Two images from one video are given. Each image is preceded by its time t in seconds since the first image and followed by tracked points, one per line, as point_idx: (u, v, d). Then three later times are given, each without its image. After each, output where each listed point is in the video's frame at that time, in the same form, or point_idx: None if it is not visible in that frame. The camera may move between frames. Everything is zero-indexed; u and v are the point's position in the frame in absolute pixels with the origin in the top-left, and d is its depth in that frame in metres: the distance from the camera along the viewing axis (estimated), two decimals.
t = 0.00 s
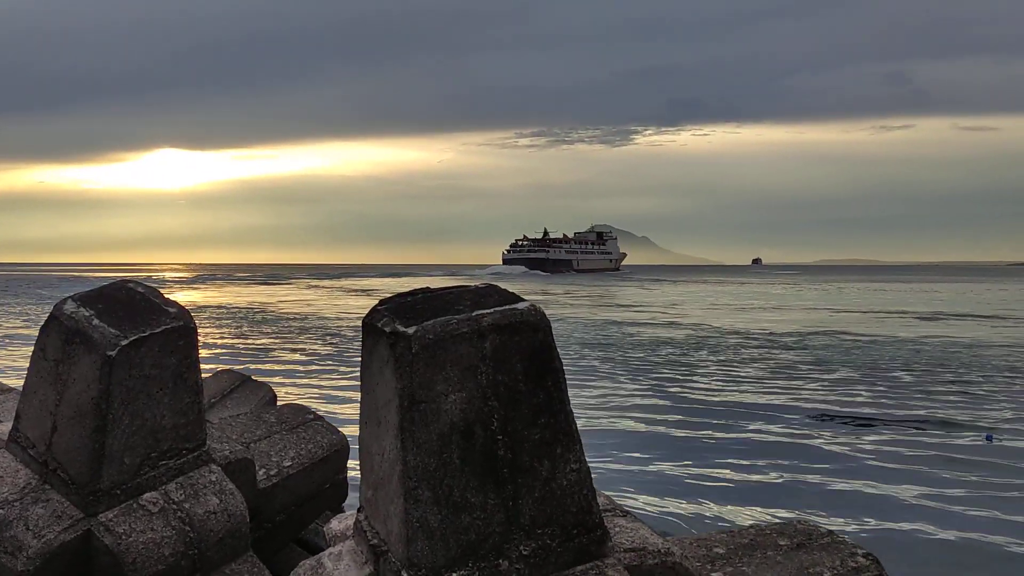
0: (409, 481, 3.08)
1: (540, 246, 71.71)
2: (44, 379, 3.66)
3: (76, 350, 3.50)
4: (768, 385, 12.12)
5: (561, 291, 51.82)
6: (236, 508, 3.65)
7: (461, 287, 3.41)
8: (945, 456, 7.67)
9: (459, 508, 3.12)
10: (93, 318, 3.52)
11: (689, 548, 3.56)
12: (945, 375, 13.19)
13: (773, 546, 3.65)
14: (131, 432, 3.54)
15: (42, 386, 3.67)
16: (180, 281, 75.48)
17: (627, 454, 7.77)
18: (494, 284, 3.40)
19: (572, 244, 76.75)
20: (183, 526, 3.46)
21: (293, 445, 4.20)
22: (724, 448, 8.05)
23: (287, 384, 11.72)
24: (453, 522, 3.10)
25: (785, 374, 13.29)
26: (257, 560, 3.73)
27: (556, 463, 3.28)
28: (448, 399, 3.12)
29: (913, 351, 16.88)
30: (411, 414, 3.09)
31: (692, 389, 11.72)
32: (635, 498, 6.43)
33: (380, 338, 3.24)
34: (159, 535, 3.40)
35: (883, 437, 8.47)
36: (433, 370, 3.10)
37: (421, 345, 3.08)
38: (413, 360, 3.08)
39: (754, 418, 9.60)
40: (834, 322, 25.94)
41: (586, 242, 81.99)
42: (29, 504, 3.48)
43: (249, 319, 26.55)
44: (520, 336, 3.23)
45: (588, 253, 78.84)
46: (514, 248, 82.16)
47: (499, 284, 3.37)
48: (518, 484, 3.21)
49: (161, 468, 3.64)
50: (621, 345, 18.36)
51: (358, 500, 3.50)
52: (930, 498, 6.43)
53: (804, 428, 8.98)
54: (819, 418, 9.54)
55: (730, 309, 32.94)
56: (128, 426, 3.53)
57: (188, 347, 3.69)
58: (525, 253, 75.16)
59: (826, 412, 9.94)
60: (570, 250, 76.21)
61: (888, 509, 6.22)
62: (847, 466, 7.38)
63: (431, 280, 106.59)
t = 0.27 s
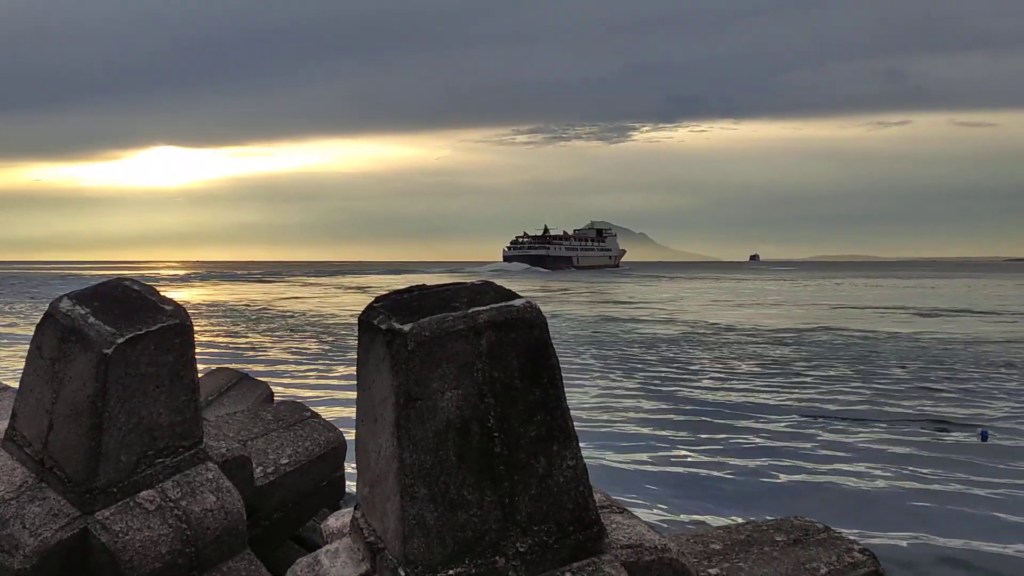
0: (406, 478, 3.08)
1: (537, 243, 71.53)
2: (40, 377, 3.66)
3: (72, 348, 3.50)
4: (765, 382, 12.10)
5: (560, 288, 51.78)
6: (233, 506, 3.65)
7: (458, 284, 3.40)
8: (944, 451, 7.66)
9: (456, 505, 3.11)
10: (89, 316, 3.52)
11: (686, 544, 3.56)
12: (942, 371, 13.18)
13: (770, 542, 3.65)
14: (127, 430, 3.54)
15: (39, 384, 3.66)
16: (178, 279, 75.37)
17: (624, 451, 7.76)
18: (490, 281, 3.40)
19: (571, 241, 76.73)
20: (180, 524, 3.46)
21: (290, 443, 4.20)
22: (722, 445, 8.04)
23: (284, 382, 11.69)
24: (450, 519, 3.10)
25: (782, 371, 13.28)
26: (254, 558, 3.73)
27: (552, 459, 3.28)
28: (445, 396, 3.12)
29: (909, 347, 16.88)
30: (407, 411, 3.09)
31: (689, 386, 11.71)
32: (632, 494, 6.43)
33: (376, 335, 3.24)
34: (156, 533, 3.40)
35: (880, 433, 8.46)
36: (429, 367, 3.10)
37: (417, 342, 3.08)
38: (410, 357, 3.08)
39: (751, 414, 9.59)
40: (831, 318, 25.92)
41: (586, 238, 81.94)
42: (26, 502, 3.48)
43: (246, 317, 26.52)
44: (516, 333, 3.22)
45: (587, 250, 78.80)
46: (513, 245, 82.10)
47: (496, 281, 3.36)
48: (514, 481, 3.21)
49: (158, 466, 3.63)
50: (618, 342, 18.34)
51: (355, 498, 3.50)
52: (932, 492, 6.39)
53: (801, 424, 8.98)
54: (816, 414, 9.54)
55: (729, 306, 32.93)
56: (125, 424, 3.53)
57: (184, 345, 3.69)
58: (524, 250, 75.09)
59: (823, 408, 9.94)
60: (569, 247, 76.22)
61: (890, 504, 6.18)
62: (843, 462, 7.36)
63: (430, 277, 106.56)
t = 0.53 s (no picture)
0: (398, 477, 3.08)
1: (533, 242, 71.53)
2: (31, 376, 3.65)
3: (64, 348, 3.49)
4: (759, 381, 12.11)
5: (555, 287, 51.80)
6: (226, 505, 3.64)
7: (449, 283, 3.40)
8: (937, 450, 7.68)
9: (448, 504, 3.12)
10: (80, 315, 3.51)
11: (678, 543, 3.56)
12: (935, 370, 13.22)
13: (762, 540, 3.66)
14: (118, 430, 3.53)
15: (30, 384, 3.65)
16: (174, 278, 75.16)
17: (618, 450, 7.76)
18: (482, 280, 3.40)
19: (566, 240, 76.76)
20: (172, 524, 3.45)
21: (282, 442, 4.19)
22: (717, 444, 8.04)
23: (277, 381, 11.66)
24: (442, 518, 3.10)
25: (776, 370, 13.30)
26: (246, 557, 3.72)
27: (544, 458, 3.28)
28: (437, 395, 3.12)
29: (903, 346, 16.92)
30: (399, 410, 3.09)
31: (684, 385, 11.71)
32: (625, 493, 6.43)
33: (367, 335, 3.24)
34: (148, 532, 3.39)
35: (873, 432, 8.48)
36: (421, 367, 3.10)
37: (409, 341, 3.08)
38: (401, 356, 3.08)
39: (745, 413, 9.59)
40: (826, 317, 25.96)
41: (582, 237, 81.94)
42: (17, 502, 3.47)
43: (240, 317, 26.44)
44: (507, 332, 3.22)
45: (583, 249, 78.81)
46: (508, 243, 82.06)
47: (488, 280, 3.36)
48: (506, 480, 3.21)
49: (150, 465, 3.63)
50: (613, 341, 18.35)
51: (347, 497, 3.50)
52: (929, 493, 6.38)
53: (795, 423, 8.99)
54: (810, 413, 9.55)
55: (724, 304, 32.98)
56: (116, 424, 3.52)
57: (176, 344, 3.68)
58: (519, 249, 75.04)
59: (817, 407, 9.95)
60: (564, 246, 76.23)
61: (886, 504, 6.16)
62: (837, 461, 7.37)
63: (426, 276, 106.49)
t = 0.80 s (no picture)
0: (390, 474, 3.08)
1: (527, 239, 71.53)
2: (22, 374, 3.64)
3: (54, 345, 3.48)
4: (752, 378, 12.13)
5: (550, 284, 51.83)
6: (218, 503, 3.63)
7: (441, 280, 3.40)
8: (930, 447, 7.70)
9: (440, 501, 3.12)
10: (71, 313, 3.50)
11: (670, 539, 3.57)
12: (927, 367, 13.28)
13: (754, 536, 3.67)
14: (109, 428, 3.52)
15: (20, 381, 3.64)
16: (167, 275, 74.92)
17: (611, 447, 7.77)
18: (475, 277, 3.40)
19: (561, 238, 76.79)
20: (163, 521, 3.44)
21: (274, 439, 4.19)
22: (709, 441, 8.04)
23: (269, 379, 11.62)
24: (434, 516, 3.10)
25: (769, 367, 13.33)
26: (239, 555, 3.72)
27: (537, 455, 3.28)
28: (429, 393, 3.12)
29: (895, 342, 17.00)
30: (391, 407, 3.09)
31: (677, 382, 11.71)
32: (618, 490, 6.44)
33: (359, 332, 3.24)
34: (140, 530, 3.38)
35: (865, 429, 8.51)
36: (413, 364, 3.10)
37: (401, 339, 3.08)
38: (393, 353, 3.08)
39: (738, 410, 9.60)
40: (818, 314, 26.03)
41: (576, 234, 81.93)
42: (8, 500, 3.46)
43: (233, 314, 26.37)
44: (500, 329, 3.22)
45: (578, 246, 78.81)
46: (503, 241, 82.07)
47: (480, 277, 3.36)
48: (498, 477, 3.21)
49: (141, 463, 3.61)
50: (606, 338, 18.38)
51: (340, 494, 3.49)
52: (924, 491, 6.37)
53: (787, 420, 9.02)
54: (803, 410, 9.58)
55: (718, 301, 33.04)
56: (108, 421, 3.51)
57: (168, 341, 3.67)
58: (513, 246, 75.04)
59: (809, 403, 9.98)
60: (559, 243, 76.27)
61: (881, 502, 6.14)
62: (830, 457, 7.39)
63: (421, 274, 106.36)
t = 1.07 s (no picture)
0: (381, 474, 3.08)
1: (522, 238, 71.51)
2: (11, 374, 3.62)
3: (44, 345, 3.47)
4: (744, 377, 12.12)
5: (544, 283, 51.79)
6: (208, 503, 3.62)
7: (432, 279, 3.39)
8: (923, 446, 7.71)
9: (431, 501, 3.11)
10: (61, 312, 3.49)
11: (661, 538, 3.57)
12: (917, 365, 13.30)
13: (744, 534, 3.67)
14: (100, 427, 3.51)
15: (10, 381, 3.63)
16: (161, 275, 74.65)
17: (602, 446, 7.75)
18: (466, 276, 3.39)
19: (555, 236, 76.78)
20: (154, 521, 3.44)
21: (265, 438, 4.18)
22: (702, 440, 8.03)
23: (260, 379, 11.56)
24: (425, 515, 3.10)
25: (760, 366, 13.34)
26: (230, 555, 3.71)
27: (528, 454, 3.27)
28: (420, 392, 3.12)
29: (886, 341, 17.04)
30: (382, 406, 3.08)
31: (669, 381, 11.70)
32: (608, 489, 6.42)
33: (350, 331, 3.23)
34: (130, 530, 3.37)
35: (856, 427, 8.52)
36: (404, 363, 3.09)
37: (391, 338, 3.08)
38: (384, 352, 3.08)
39: (730, 409, 9.60)
40: (810, 312, 26.08)
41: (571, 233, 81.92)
42: None
43: (224, 313, 26.26)
44: (490, 328, 3.22)
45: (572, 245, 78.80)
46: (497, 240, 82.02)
47: (471, 276, 3.36)
48: (489, 476, 3.21)
49: (132, 462, 3.60)
50: (598, 337, 18.37)
51: (331, 493, 3.49)
52: (919, 491, 6.37)
53: (778, 418, 9.03)
54: (794, 408, 9.58)
55: (710, 300, 33.07)
56: (97, 421, 3.50)
57: (158, 340, 3.65)
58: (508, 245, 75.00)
59: (800, 402, 9.99)
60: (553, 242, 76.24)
61: (875, 501, 6.14)
62: (820, 456, 7.40)
63: (415, 273, 106.23)
